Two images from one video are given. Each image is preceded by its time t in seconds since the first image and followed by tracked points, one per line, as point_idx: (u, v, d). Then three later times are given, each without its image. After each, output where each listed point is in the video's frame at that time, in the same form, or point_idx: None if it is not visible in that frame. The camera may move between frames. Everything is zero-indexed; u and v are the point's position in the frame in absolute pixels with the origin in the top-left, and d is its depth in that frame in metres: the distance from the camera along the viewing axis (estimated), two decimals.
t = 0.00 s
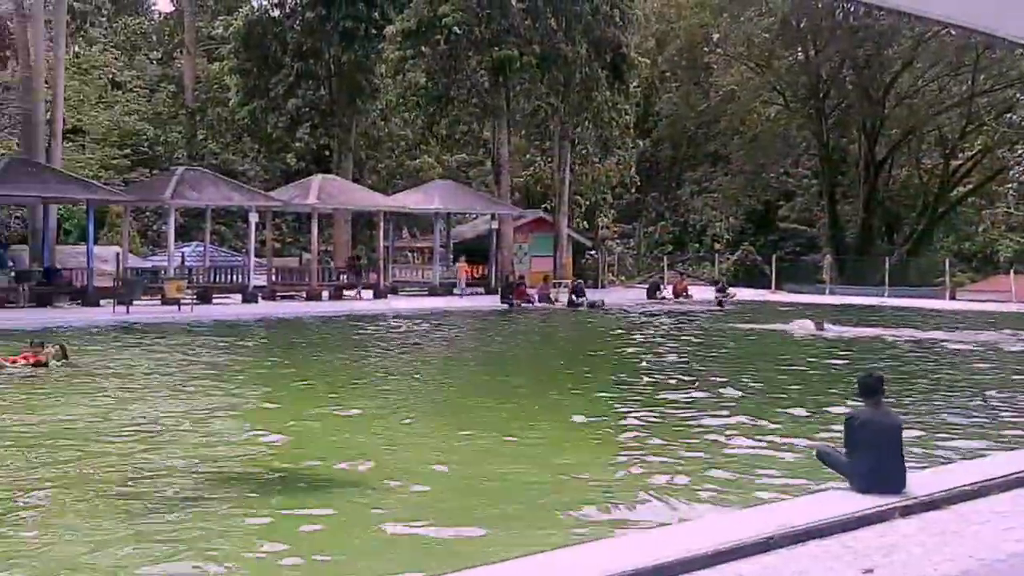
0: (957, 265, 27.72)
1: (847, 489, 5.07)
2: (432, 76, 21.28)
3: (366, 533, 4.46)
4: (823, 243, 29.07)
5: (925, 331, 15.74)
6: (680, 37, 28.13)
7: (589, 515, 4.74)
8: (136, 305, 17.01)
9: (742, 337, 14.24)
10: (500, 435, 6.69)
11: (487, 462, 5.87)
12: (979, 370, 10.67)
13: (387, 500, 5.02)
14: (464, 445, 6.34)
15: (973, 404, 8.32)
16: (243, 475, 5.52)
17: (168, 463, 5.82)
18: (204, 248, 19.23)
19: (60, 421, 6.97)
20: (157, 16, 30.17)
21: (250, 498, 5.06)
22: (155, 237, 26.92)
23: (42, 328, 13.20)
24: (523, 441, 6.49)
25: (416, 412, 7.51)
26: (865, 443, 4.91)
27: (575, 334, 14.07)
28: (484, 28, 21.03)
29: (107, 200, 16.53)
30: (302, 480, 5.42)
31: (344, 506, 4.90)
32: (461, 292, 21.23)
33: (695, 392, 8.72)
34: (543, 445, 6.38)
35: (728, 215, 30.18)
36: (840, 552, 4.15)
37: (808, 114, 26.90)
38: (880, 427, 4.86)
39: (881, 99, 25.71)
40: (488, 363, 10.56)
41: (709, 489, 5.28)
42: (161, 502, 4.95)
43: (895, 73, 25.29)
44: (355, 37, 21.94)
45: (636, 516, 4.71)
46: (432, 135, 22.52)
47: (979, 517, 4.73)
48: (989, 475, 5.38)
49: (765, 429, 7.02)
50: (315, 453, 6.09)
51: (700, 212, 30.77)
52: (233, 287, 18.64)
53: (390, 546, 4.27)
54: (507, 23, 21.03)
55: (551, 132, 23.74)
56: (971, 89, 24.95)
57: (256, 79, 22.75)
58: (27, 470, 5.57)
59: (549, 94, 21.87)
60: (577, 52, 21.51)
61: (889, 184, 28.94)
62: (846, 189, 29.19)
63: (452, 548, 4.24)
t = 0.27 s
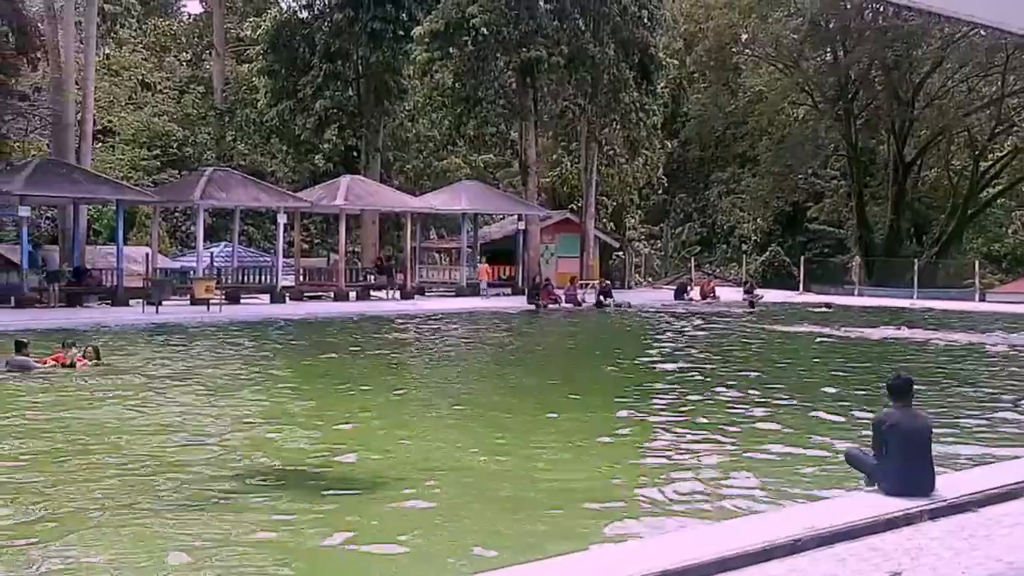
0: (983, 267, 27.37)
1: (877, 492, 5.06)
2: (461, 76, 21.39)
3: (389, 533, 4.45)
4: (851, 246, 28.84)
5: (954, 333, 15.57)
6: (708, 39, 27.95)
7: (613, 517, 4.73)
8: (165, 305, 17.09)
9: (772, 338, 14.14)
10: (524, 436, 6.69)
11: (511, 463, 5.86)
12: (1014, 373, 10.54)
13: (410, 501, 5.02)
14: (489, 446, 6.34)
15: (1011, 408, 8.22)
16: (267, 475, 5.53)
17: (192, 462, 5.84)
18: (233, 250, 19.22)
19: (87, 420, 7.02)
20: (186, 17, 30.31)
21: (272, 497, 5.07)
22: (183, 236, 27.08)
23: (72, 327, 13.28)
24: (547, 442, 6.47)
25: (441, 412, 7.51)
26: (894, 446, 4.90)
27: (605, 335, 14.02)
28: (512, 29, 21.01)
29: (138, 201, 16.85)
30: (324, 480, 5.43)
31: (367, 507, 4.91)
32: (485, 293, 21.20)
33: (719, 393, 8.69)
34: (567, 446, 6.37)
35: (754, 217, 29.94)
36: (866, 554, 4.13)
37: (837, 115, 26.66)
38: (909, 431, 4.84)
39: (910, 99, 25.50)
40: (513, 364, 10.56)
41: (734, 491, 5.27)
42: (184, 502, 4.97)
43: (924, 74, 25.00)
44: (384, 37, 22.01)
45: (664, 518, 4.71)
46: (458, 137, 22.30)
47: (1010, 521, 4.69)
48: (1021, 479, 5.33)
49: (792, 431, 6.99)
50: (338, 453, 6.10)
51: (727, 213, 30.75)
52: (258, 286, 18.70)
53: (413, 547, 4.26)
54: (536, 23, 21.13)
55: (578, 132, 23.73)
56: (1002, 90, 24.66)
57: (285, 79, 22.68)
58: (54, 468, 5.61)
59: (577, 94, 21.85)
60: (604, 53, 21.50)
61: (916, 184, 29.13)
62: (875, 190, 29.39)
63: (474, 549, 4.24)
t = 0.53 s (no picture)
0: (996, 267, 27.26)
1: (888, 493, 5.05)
2: (472, 76, 21.40)
3: (401, 534, 4.45)
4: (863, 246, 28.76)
5: (967, 333, 15.48)
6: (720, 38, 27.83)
7: (623, 518, 4.72)
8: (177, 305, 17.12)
9: (785, 338, 14.08)
10: (535, 436, 6.67)
11: (522, 462, 5.86)
12: None
13: (419, 501, 5.01)
14: (500, 446, 6.34)
15: None
16: (276, 474, 5.52)
17: (202, 461, 5.83)
18: (245, 249, 19.22)
19: (97, 419, 7.02)
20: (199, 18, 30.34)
21: (283, 497, 5.06)
22: (195, 237, 27.13)
23: (86, 327, 13.32)
24: (559, 442, 6.45)
25: (451, 412, 7.50)
26: (905, 446, 4.90)
27: (620, 335, 13.99)
28: (523, 29, 21.04)
29: (151, 201, 16.91)
30: (335, 479, 5.42)
31: (377, 506, 4.90)
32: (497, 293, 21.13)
33: (731, 394, 8.65)
34: (577, 447, 6.34)
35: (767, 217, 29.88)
36: (878, 555, 4.12)
37: (849, 115, 26.61)
38: (922, 432, 4.83)
39: (923, 99, 25.45)
40: (523, 364, 10.53)
41: (744, 492, 5.24)
42: (192, 501, 4.96)
43: (936, 73, 24.93)
44: (396, 37, 22.09)
45: (674, 517, 4.71)
46: (469, 137, 22.27)
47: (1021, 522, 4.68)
48: None
49: (803, 432, 6.96)
50: (348, 452, 6.09)
51: (739, 213, 30.70)
52: (269, 285, 18.69)
53: (424, 548, 4.25)
54: (548, 22, 21.13)
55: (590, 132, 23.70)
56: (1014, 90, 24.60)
57: (296, 79, 22.80)
58: (66, 467, 5.62)
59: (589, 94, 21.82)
60: (616, 52, 21.48)
61: (928, 184, 29.10)
62: (886, 190, 29.47)
63: (486, 549, 4.23)
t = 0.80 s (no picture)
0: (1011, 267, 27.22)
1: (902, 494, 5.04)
2: (486, 77, 21.43)
3: (417, 534, 4.44)
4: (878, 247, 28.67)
5: (982, 334, 15.42)
6: (735, 38, 27.65)
7: (638, 518, 4.71)
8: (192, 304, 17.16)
9: (799, 339, 14.05)
10: (549, 436, 6.66)
11: (537, 463, 5.86)
12: None
13: (433, 501, 5.00)
14: (515, 446, 6.34)
15: None
16: (290, 474, 5.51)
17: (216, 460, 5.83)
18: (258, 249, 19.26)
19: (111, 418, 7.03)
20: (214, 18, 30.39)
21: (297, 497, 5.05)
22: (210, 236, 27.21)
23: (102, 326, 13.38)
24: (573, 442, 6.44)
25: (466, 412, 7.49)
26: (920, 446, 4.91)
27: (636, 336, 14.00)
28: (538, 29, 21.03)
29: (166, 201, 16.94)
30: (349, 479, 5.41)
31: (392, 506, 4.89)
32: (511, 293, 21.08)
33: (746, 394, 8.64)
34: (592, 447, 6.32)
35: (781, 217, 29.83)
36: (894, 556, 4.11)
37: (864, 115, 26.61)
38: (937, 430, 4.85)
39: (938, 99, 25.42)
40: (539, 364, 10.52)
41: (757, 493, 5.23)
42: (207, 499, 4.98)
43: (952, 73, 24.89)
44: (410, 38, 22.14)
45: (687, 518, 4.70)
46: (482, 137, 22.47)
47: None
48: None
49: (817, 432, 6.94)
50: (362, 452, 6.09)
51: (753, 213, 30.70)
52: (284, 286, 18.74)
53: (439, 548, 4.23)
54: (562, 22, 21.13)
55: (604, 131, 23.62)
56: None
57: (310, 79, 22.74)
58: (82, 466, 5.62)
59: (603, 94, 21.83)
60: (630, 53, 21.43)
61: (944, 184, 29.02)
62: (901, 190, 29.35)
63: (502, 550, 4.22)
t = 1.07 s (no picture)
0: None
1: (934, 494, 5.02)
2: (516, 76, 21.69)
3: (443, 534, 4.44)
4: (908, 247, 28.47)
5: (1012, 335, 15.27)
6: (764, 38, 27.22)
7: (669, 518, 4.71)
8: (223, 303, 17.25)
9: (831, 339, 13.97)
10: (578, 436, 6.66)
11: (569, 462, 5.87)
12: None
13: (461, 500, 5.01)
14: (547, 445, 6.35)
15: None
16: (317, 474, 5.52)
17: (251, 458, 5.88)
18: (289, 248, 19.26)
19: (146, 416, 7.10)
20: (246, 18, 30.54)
21: (326, 496, 5.07)
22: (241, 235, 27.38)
23: (136, 324, 13.49)
24: (604, 442, 6.45)
25: (500, 412, 7.51)
26: (952, 447, 4.87)
27: (671, 335, 13.99)
28: (568, 29, 21.22)
29: (198, 200, 16.99)
30: (376, 479, 5.42)
31: (418, 506, 4.89)
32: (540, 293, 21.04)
33: (780, 394, 8.61)
34: (619, 447, 6.30)
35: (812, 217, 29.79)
36: (926, 558, 4.08)
37: (896, 114, 26.51)
38: (970, 433, 4.80)
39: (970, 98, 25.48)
40: (572, 363, 10.54)
41: (787, 493, 5.22)
42: (241, 497, 5.02)
43: (985, 72, 24.92)
44: (440, 37, 22.13)
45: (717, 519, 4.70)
46: (512, 136, 22.56)
47: None
48: None
49: (852, 433, 6.92)
50: (396, 451, 6.12)
51: (784, 213, 30.52)
52: (317, 284, 18.84)
53: (469, 547, 4.25)
54: (592, 21, 21.24)
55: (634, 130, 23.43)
56: None
57: (341, 79, 22.83)
58: (117, 463, 5.68)
59: (634, 93, 21.90)
60: (661, 52, 21.40)
61: (976, 184, 28.84)
62: (932, 190, 29.11)
63: (529, 550, 4.21)
